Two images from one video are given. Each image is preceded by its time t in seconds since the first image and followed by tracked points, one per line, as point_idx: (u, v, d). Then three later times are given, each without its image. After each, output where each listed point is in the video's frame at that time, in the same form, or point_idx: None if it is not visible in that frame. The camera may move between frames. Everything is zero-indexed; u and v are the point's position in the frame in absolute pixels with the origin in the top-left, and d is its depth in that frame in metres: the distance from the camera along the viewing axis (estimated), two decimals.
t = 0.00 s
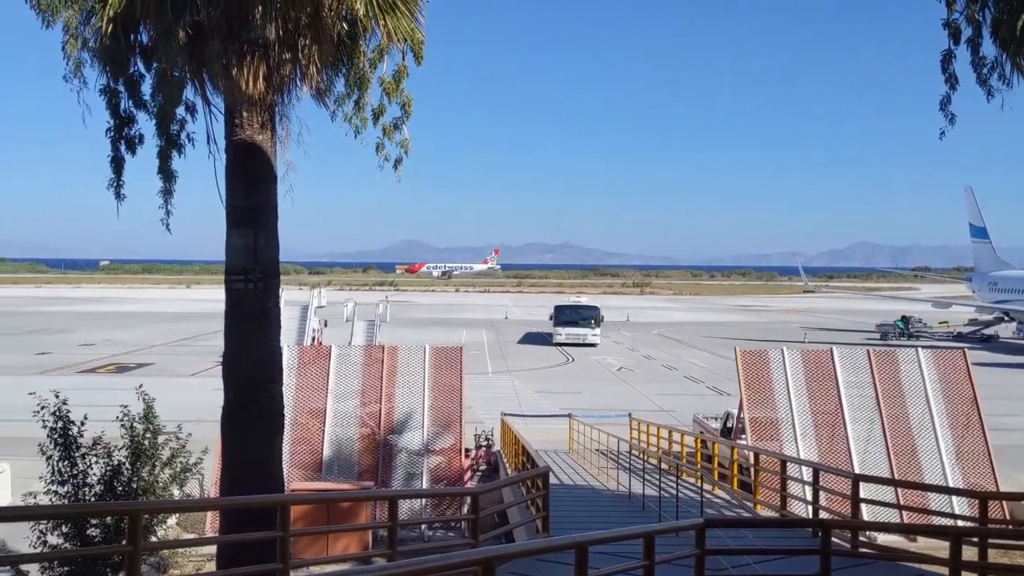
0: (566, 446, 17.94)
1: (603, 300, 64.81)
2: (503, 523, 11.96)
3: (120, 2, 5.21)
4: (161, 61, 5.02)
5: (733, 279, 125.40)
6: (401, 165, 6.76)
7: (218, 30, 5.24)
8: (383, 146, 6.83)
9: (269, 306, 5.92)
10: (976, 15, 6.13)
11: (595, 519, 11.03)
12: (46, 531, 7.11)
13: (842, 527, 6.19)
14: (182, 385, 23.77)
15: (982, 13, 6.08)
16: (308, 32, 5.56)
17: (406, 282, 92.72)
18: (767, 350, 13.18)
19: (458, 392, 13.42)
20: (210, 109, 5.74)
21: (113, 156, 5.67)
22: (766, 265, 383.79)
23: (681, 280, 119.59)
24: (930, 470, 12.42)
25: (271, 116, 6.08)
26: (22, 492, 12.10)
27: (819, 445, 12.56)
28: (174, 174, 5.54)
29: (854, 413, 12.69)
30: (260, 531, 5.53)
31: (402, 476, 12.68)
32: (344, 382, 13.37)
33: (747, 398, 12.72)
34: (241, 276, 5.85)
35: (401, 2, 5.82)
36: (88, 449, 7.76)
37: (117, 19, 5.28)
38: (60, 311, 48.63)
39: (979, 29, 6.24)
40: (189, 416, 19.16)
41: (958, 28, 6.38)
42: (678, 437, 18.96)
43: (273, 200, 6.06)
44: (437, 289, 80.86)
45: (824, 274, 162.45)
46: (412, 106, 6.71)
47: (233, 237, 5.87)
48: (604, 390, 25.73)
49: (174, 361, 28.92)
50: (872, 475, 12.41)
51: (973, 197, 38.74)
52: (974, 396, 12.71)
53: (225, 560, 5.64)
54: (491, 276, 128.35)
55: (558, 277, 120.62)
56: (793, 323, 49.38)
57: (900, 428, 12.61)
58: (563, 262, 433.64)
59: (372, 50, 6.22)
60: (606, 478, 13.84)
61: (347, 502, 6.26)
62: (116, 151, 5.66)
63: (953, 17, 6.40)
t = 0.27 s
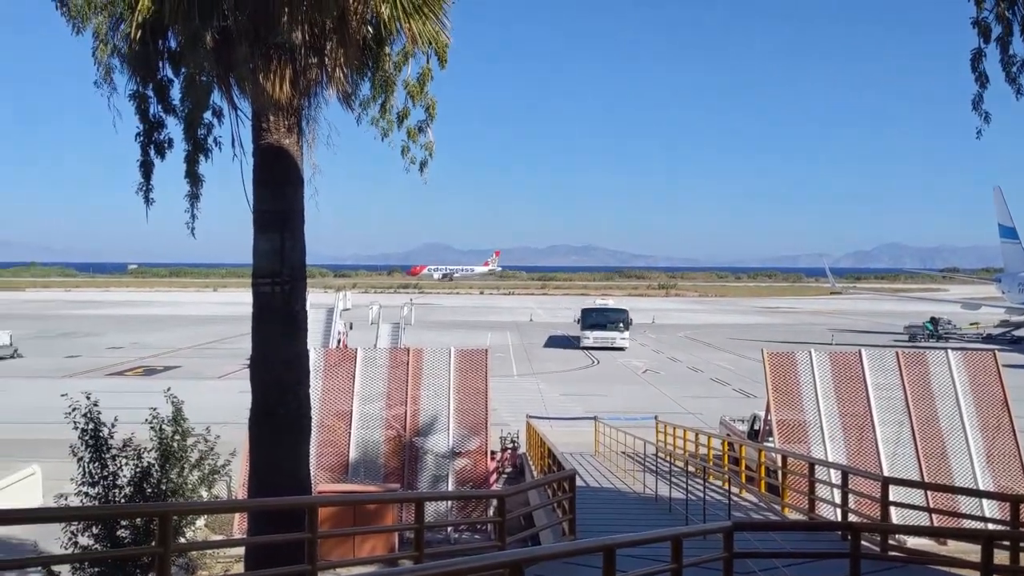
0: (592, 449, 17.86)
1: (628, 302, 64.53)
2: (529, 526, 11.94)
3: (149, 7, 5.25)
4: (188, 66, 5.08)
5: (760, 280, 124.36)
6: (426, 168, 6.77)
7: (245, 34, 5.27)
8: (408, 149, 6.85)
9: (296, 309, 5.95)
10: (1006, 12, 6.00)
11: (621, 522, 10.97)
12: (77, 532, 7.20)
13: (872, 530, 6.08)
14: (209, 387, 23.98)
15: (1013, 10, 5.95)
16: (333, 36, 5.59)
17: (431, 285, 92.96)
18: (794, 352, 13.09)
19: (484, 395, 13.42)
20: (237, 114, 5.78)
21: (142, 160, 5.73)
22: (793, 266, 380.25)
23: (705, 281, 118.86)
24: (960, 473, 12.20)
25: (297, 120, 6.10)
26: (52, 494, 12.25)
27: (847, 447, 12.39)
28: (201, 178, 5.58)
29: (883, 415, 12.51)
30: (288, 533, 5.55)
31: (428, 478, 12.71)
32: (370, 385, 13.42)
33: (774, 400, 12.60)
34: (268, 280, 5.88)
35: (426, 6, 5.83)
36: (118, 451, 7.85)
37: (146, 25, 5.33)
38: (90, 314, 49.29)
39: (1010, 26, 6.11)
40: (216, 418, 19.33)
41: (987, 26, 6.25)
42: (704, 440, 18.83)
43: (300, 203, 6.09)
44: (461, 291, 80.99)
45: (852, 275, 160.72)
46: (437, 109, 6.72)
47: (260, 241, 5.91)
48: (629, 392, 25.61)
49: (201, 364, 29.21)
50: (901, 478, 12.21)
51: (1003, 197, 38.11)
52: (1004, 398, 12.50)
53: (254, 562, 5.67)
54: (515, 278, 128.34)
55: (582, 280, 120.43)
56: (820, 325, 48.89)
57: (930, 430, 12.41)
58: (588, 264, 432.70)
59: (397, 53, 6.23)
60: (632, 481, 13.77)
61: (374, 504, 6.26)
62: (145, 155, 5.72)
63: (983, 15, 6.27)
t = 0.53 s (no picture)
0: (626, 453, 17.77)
1: (661, 306, 64.11)
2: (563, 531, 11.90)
3: (186, 16, 5.33)
4: (225, 73, 5.14)
5: (796, 283, 122.84)
6: (461, 172, 6.79)
7: (280, 41, 5.33)
8: (442, 153, 6.87)
9: (331, 313, 5.99)
10: None
11: (656, 527, 10.88)
12: (116, 534, 7.32)
13: (910, 537, 5.95)
14: (246, 391, 24.28)
15: None
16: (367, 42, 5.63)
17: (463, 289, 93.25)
18: (831, 357, 12.84)
19: (517, 399, 13.40)
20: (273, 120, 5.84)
21: (181, 167, 5.81)
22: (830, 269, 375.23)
23: (740, 285, 117.85)
24: (1001, 480, 11.91)
25: (331, 126, 6.15)
26: (93, 496, 12.48)
27: (886, 453, 12.17)
28: (237, 183, 5.64)
29: (922, 421, 12.28)
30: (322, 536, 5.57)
31: (462, 482, 12.73)
32: (404, 389, 13.47)
33: (811, 405, 12.39)
34: (303, 284, 5.93)
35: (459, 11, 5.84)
36: (156, 453, 7.96)
37: (184, 32, 5.42)
38: (129, 319, 50.18)
39: None
40: (252, 422, 19.57)
41: None
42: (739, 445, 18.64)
43: (334, 208, 6.13)
44: (494, 295, 81.13)
45: (890, 278, 158.30)
46: (470, 113, 6.73)
47: (295, 245, 5.96)
48: (663, 397, 25.44)
49: (238, 367, 29.59)
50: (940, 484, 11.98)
51: None
52: None
53: (289, 566, 5.70)
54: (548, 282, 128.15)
55: (615, 283, 120.12)
56: (857, 328, 48.19)
57: (970, 436, 12.14)
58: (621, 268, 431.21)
59: (430, 58, 6.25)
60: (667, 486, 13.66)
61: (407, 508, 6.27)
62: (184, 162, 5.81)
63: None
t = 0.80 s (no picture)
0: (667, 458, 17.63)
1: (703, 310, 63.49)
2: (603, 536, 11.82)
3: (232, 22, 5.40)
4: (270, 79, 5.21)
5: (841, 288, 120.74)
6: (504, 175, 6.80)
7: (324, 46, 5.39)
8: (485, 157, 6.88)
9: (372, 315, 6.03)
10: None
11: (697, 533, 10.76)
12: (162, 533, 7.44)
13: (958, 546, 5.78)
14: (288, 392, 24.58)
15: None
16: (409, 47, 5.66)
17: (503, 292, 93.47)
18: (876, 362, 12.58)
19: (557, 402, 13.35)
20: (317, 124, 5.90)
21: (227, 170, 5.90)
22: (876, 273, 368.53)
23: (783, 289, 116.36)
24: None
25: (374, 130, 6.19)
26: (139, 495, 12.73)
27: (932, 461, 11.91)
28: (282, 187, 5.71)
29: (969, 428, 11.97)
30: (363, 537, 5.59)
31: (502, 485, 12.73)
32: (444, 391, 13.50)
33: (855, 412, 12.17)
34: (344, 287, 5.97)
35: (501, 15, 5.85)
36: (200, 453, 8.08)
37: (230, 38, 5.50)
38: (176, 320, 51.17)
39: None
40: (294, 422, 19.80)
41: None
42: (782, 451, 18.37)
43: (376, 211, 6.17)
44: (534, 298, 81.16)
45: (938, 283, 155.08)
46: (512, 116, 6.74)
47: (337, 248, 6.00)
48: (704, 402, 25.19)
49: (280, 368, 29.97)
50: (988, 493, 11.69)
51: None
52: None
53: (331, 567, 5.73)
54: (588, 286, 127.69)
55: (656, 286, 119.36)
56: (904, 334, 47.25)
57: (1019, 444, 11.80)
58: (662, 271, 428.32)
59: (472, 63, 6.25)
60: (708, 492, 13.50)
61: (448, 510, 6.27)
62: (230, 166, 5.89)
63: None
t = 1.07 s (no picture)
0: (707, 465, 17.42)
1: (743, 315, 62.76)
2: (643, 543, 11.71)
3: (274, 28, 5.47)
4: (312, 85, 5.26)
5: (886, 293, 118.47)
6: (543, 179, 6.78)
7: (364, 53, 5.42)
8: (525, 160, 6.87)
9: (411, 320, 6.06)
10: None
11: (737, 541, 10.61)
12: (204, 534, 7.55)
13: (1006, 555, 5.60)
14: (328, 395, 24.83)
15: None
16: (449, 52, 5.67)
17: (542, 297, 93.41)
18: (920, 368, 12.35)
19: (596, 408, 13.27)
20: (357, 129, 5.94)
21: (270, 176, 5.97)
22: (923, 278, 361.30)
23: (826, 294, 114.69)
24: None
25: (413, 136, 6.21)
26: (183, 496, 12.96)
27: (977, 469, 11.57)
28: (323, 193, 5.76)
29: (1016, 435, 11.65)
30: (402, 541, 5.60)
31: (540, 490, 12.70)
32: (482, 395, 13.52)
33: (899, 418, 11.89)
34: (383, 292, 6.00)
35: (540, 20, 5.82)
36: (243, 456, 8.18)
37: (272, 45, 5.57)
38: (220, 324, 52.04)
39: None
40: (334, 425, 19.99)
41: None
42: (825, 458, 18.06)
43: (415, 216, 6.20)
44: (573, 303, 80.94)
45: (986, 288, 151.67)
46: (552, 120, 6.71)
47: (377, 253, 6.04)
48: (745, 408, 24.87)
49: (321, 372, 30.29)
50: None
51: None
52: None
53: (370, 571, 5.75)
54: (628, 290, 126.98)
55: (696, 292, 118.39)
56: (951, 339, 46.23)
57: None
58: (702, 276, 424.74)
59: (512, 67, 6.25)
60: (749, 499, 13.30)
61: (486, 515, 6.27)
62: (272, 172, 5.96)
63: None
